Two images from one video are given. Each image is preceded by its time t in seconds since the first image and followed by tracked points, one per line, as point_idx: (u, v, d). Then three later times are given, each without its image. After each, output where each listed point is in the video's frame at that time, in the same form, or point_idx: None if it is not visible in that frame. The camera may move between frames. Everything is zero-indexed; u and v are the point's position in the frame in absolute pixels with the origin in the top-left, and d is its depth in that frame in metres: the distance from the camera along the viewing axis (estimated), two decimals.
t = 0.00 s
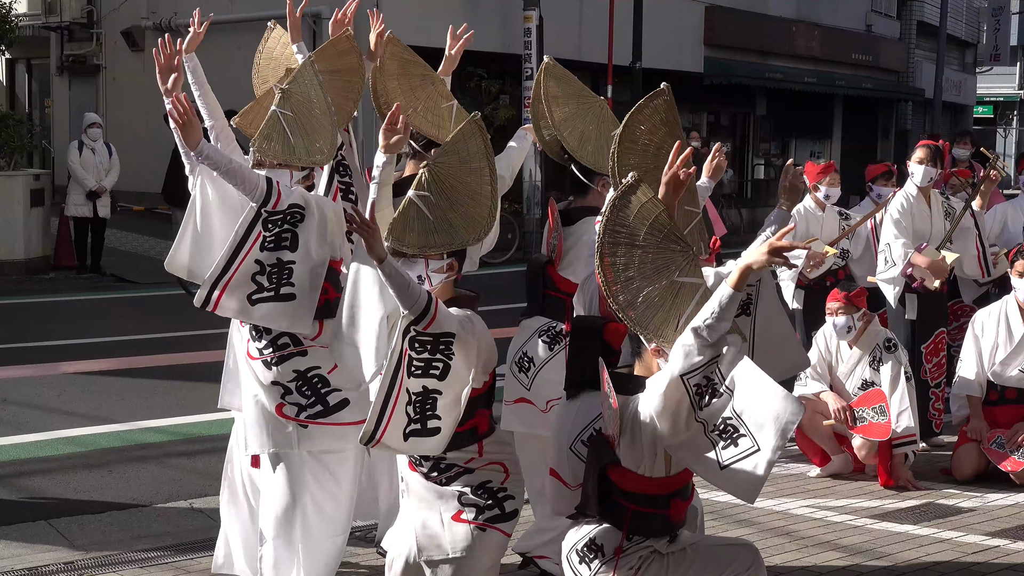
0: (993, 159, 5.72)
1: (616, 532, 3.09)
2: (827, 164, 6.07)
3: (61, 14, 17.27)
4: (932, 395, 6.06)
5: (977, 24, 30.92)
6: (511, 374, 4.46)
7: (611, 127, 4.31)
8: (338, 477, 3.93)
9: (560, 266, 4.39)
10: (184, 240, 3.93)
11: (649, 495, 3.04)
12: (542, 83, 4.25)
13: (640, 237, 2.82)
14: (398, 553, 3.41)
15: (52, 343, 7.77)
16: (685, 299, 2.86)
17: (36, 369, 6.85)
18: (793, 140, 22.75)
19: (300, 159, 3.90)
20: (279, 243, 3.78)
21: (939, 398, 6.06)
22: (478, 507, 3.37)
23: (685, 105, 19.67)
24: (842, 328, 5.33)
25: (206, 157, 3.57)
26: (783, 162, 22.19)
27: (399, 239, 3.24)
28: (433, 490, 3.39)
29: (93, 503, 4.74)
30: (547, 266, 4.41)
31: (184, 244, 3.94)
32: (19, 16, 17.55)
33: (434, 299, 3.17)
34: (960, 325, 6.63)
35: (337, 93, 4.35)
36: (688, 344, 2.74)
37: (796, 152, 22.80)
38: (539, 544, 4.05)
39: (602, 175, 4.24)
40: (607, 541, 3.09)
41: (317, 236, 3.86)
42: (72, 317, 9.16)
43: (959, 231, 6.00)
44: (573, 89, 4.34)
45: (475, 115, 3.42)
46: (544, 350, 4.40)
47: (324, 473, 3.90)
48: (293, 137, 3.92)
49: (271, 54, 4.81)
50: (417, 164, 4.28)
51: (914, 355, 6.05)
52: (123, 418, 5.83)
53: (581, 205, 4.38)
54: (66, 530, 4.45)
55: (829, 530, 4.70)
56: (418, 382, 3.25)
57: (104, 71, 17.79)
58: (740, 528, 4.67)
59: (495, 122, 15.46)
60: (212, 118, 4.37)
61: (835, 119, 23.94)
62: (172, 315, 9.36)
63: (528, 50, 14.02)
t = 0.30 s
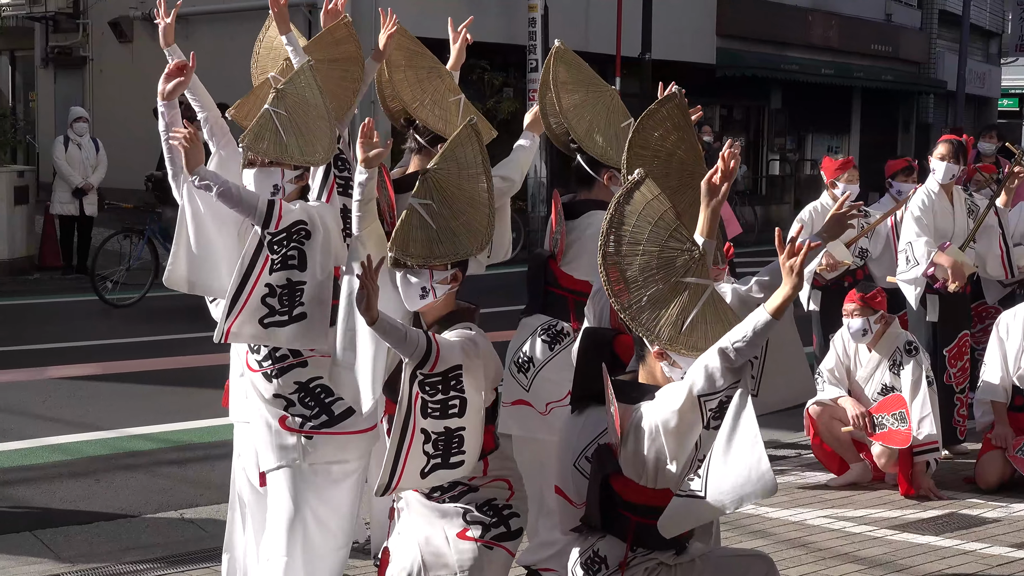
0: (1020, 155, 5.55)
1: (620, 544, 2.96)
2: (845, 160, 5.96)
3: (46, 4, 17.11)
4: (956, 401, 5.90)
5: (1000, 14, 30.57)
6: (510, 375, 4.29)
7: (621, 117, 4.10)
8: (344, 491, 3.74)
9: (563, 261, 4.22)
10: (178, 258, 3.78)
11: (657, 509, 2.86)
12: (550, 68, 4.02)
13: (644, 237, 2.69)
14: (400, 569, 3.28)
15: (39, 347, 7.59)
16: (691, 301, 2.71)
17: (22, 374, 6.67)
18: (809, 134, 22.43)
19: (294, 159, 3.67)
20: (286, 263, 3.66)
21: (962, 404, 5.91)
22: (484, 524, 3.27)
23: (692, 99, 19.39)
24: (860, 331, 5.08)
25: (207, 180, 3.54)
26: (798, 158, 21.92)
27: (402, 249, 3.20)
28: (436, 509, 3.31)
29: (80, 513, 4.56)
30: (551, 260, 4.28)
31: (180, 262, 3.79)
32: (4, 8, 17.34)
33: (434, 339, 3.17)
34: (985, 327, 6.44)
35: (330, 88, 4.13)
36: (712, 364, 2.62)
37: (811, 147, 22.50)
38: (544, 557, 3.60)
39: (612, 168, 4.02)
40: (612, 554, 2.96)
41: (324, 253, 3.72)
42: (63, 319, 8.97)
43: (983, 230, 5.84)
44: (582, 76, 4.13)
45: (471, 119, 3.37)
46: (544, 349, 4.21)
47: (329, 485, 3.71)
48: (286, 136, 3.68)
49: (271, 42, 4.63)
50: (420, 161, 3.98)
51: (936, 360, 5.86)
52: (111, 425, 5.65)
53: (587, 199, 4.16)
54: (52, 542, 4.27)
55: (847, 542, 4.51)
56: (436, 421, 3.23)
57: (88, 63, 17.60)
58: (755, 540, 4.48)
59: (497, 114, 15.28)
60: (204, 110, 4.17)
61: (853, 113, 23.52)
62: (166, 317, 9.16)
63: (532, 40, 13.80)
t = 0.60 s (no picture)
0: None
1: (632, 552, 2.92)
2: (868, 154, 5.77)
3: None
4: (983, 406, 5.66)
5: None
6: (520, 388, 4.06)
7: (636, 121, 4.09)
8: (345, 496, 3.59)
9: (575, 272, 4.03)
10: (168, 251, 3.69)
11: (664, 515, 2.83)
12: (563, 67, 4.00)
13: (655, 235, 2.67)
14: None
15: (29, 351, 7.40)
16: (702, 299, 2.66)
17: (10, 378, 6.49)
18: (832, 127, 22.08)
19: (299, 149, 3.54)
20: (274, 255, 3.58)
21: (990, 409, 5.69)
22: (494, 532, 3.21)
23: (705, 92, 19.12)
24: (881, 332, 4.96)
25: (171, 169, 3.40)
26: (819, 153, 21.58)
27: (407, 250, 3.08)
28: (444, 516, 3.24)
29: (69, 523, 4.39)
30: (560, 270, 4.09)
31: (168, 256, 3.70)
32: None
33: (441, 334, 3.08)
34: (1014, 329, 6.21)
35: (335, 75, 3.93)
36: (738, 383, 2.63)
37: (834, 141, 22.16)
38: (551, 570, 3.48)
39: (624, 173, 3.89)
40: (623, 561, 2.93)
41: (314, 243, 3.63)
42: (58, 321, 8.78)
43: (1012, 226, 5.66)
44: (598, 78, 4.12)
45: (470, 111, 3.18)
46: (558, 363, 4.00)
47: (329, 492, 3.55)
48: (292, 126, 3.54)
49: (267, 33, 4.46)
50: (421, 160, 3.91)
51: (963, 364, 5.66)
52: (103, 432, 5.48)
53: (598, 205, 4.04)
54: (40, 552, 4.09)
55: (870, 553, 4.31)
56: (446, 424, 3.16)
57: (80, 55, 17.45)
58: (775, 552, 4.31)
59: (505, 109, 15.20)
60: (197, 109, 4.04)
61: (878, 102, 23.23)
62: (165, 319, 8.97)
63: (541, 29, 13.58)
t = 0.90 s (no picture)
0: None
1: (640, 556, 2.83)
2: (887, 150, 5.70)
3: None
4: (1011, 410, 5.57)
5: None
6: (529, 390, 3.95)
7: (653, 117, 3.96)
8: (345, 504, 3.51)
9: (587, 272, 3.92)
10: (173, 248, 3.63)
11: (675, 519, 2.76)
12: (580, 60, 3.86)
13: (665, 230, 2.64)
14: None
15: (29, 352, 7.29)
16: (712, 297, 2.61)
17: (7, 380, 6.38)
18: (850, 123, 21.88)
19: (303, 146, 3.44)
20: (269, 248, 3.44)
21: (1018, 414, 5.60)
22: (504, 539, 3.09)
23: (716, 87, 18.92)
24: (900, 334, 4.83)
25: (170, 152, 3.30)
26: (838, 148, 21.32)
27: (418, 250, 2.96)
28: (452, 521, 3.11)
29: (65, 529, 4.27)
30: (572, 270, 3.98)
31: (174, 253, 3.64)
32: None
33: (448, 334, 2.99)
34: None
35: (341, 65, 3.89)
36: (742, 378, 2.54)
37: (851, 136, 21.92)
38: None
39: (640, 168, 3.77)
40: (631, 565, 2.83)
41: (310, 236, 3.47)
42: (58, 321, 8.64)
43: None
44: (614, 70, 3.99)
45: (480, 106, 3.10)
46: (569, 366, 3.91)
47: (329, 499, 3.47)
48: (296, 121, 3.43)
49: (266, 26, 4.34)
50: (426, 159, 3.80)
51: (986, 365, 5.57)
52: (101, 435, 5.36)
53: (613, 203, 3.89)
54: (35, 560, 3.98)
55: (891, 561, 4.19)
56: (455, 427, 3.03)
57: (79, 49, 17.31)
58: (792, 560, 4.19)
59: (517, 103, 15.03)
60: (197, 103, 3.89)
61: (898, 94, 22.98)
62: (167, 319, 8.83)
63: (552, 22, 13.44)
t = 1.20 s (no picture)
0: None
1: (648, 556, 2.85)
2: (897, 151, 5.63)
3: None
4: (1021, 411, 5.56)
5: None
6: (537, 391, 3.97)
7: (663, 119, 3.96)
8: (353, 503, 3.50)
9: (596, 273, 3.91)
10: (191, 252, 3.65)
11: (685, 519, 2.80)
12: (590, 60, 3.87)
13: (673, 230, 2.63)
14: None
15: (37, 352, 7.30)
16: (720, 298, 2.59)
17: (14, 380, 6.39)
18: (859, 124, 21.84)
19: (312, 148, 3.43)
20: (283, 251, 3.46)
21: None
22: (513, 540, 3.08)
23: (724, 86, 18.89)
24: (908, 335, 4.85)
25: (183, 156, 3.27)
26: (846, 148, 21.27)
27: (432, 250, 2.95)
28: (462, 521, 3.11)
29: (72, 529, 4.28)
30: (581, 271, 3.97)
31: (192, 258, 3.65)
32: None
33: (456, 334, 2.99)
34: None
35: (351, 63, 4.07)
36: (747, 378, 2.57)
37: (860, 136, 21.88)
38: None
39: (650, 169, 3.74)
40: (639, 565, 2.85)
41: (323, 240, 3.49)
42: (61, 322, 8.63)
43: None
44: (625, 71, 4.00)
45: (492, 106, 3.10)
46: (576, 367, 3.92)
47: (338, 498, 3.47)
48: (305, 122, 3.44)
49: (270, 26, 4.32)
50: (437, 159, 3.81)
51: (996, 367, 5.54)
52: (108, 435, 5.37)
53: (622, 204, 3.87)
54: (43, 559, 3.98)
55: (899, 562, 4.18)
56: (462, 428, 3.02)
57: (88, 49, 17.32)
58: (800, 561, 4.19)
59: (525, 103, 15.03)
60: (201, 106, 3.88)
61: (906, 95, 22.95)
62: (174, 319, 8.83)
63: (559, 22, 13.44)
